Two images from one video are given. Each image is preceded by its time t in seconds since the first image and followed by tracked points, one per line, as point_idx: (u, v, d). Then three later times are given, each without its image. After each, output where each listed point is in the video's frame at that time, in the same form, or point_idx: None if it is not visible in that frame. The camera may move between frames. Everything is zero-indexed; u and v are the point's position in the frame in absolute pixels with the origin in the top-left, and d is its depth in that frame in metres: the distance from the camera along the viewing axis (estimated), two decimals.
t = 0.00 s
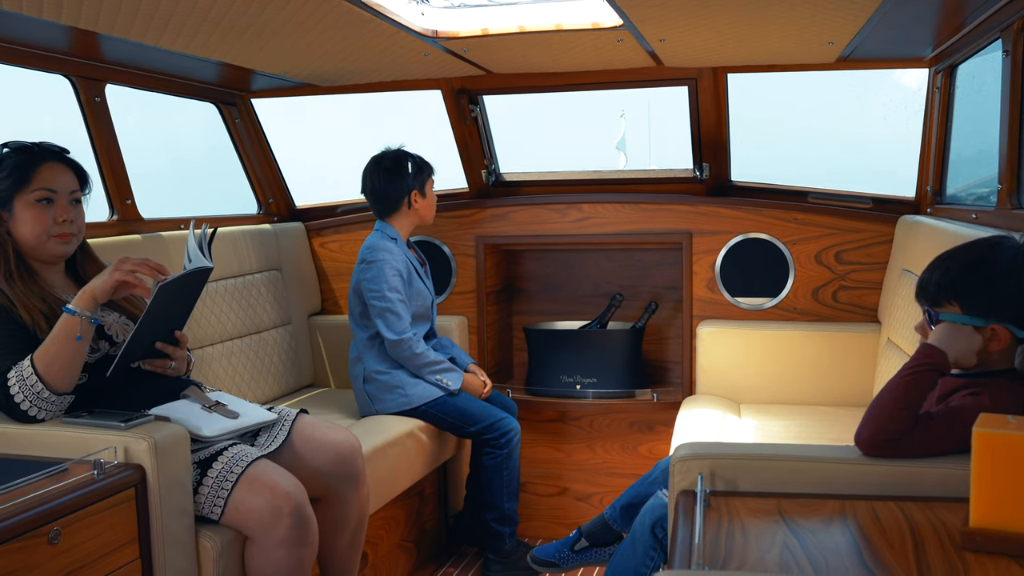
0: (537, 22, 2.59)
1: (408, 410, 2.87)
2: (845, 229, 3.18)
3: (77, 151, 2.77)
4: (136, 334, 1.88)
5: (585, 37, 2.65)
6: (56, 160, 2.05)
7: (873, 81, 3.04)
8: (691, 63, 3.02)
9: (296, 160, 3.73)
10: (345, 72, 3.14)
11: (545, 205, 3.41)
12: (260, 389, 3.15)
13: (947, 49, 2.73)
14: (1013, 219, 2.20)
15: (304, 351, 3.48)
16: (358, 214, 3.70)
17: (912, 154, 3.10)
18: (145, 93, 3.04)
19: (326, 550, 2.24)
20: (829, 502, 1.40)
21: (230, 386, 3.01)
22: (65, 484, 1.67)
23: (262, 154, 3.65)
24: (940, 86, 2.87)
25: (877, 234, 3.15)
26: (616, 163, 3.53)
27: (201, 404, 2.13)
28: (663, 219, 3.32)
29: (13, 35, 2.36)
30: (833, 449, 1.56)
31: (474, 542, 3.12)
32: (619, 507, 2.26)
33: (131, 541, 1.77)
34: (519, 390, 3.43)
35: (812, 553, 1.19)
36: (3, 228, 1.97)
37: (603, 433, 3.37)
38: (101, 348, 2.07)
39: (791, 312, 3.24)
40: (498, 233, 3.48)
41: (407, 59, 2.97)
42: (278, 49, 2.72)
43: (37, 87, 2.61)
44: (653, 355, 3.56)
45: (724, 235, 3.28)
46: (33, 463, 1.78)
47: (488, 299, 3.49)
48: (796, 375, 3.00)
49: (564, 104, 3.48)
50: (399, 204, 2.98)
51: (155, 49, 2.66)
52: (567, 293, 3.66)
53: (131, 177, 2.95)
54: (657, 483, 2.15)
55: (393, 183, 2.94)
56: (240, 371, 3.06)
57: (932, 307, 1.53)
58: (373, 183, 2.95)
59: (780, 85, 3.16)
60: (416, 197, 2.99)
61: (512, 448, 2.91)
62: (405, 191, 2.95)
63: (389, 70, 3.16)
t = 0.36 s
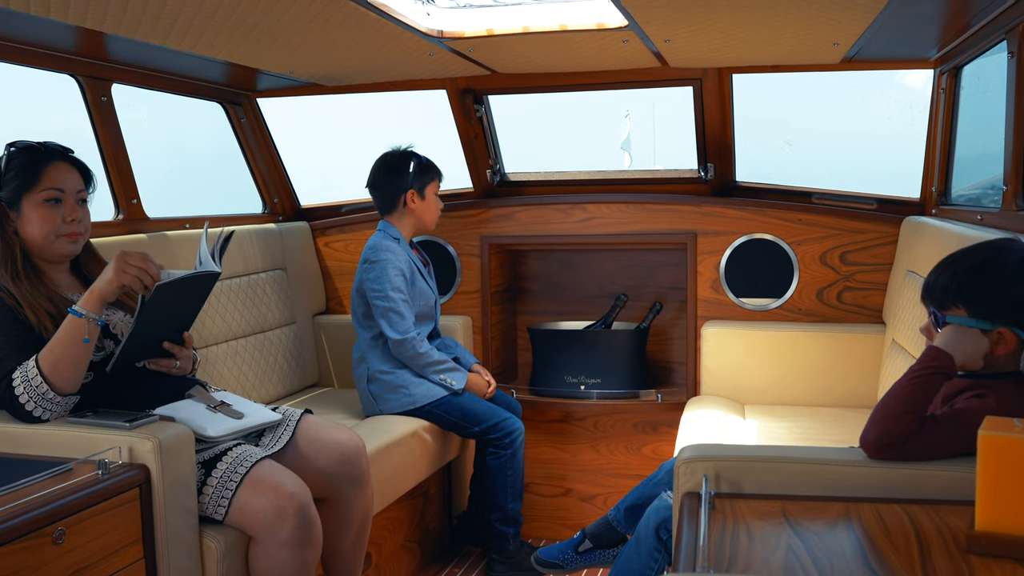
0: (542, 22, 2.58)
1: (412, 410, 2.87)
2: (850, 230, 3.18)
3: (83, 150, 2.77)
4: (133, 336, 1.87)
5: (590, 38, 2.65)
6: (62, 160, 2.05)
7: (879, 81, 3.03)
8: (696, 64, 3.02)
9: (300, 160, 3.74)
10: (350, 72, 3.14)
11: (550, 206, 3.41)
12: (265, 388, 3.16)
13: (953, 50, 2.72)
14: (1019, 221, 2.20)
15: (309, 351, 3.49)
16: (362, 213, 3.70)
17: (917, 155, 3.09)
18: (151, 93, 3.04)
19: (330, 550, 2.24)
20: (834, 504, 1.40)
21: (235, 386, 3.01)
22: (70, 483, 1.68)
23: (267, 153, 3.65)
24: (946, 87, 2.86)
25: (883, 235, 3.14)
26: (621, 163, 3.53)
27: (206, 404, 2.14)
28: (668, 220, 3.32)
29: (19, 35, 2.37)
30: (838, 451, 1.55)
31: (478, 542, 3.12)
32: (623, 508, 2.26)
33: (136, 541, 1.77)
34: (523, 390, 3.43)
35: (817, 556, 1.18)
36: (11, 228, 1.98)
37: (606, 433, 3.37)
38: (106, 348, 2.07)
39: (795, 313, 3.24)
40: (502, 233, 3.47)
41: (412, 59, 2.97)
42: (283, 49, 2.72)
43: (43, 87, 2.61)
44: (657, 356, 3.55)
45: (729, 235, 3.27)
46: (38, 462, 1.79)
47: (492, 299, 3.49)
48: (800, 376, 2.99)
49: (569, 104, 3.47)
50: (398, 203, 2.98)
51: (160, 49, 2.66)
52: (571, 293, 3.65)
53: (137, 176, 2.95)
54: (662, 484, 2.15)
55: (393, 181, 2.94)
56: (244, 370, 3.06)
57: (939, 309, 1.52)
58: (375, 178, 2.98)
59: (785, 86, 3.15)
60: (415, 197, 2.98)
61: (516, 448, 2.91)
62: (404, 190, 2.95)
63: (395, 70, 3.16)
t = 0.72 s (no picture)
0: (544, 23, 2.58)
1: (412, 410, 2.87)
2: (850, 233, 3.18)
3: (84, 148, 2.77)
4: (129, 330, 1.87)
5: (592, 39, 2.65)
6: (63, 159, 2.04)
7: (881, 85, 3.03)
8: (698, 65, 3.02)
9: (302, 159, 3.74)
10: (352, 71, 3.14)
11: (551, 206, 3.41)
12: (265, 387, 3.16)
13: (955, 53, 2.72)
14: (1019, 224, 2.19)
15: (309, 350, 3.48)
16: (363, 213, 3.70)
17: (918, 158, 3.09)
18: (152, 91, 3.04)
19: (329, 549, 2.24)
20: (834, 506, 1.40)
21: (235, 384, 3.01)
22: (68, 481, 1.68)
23: (268, 153, 3.65)
24: (948, 90, 2.86)
25: (884, 238, 3.14)
26: (622, 165, 3.52)
27: (205, 403, 2.14)
28: (669, 221, 3.32)
29: (22, 33, 2.37)
30: (839, 454, 1.55)
31: (477, 543, 3.11)
32: (622, 509, 2.25)
33: (134, 539, 1.77)
34: (523, 391, 3.43)
35: (816, 558, 1.18)
36: (11, 227, 1.98)
37: (606, 435, 3.37)
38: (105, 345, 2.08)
39: (796, 315, 3.24)
40: (503, 234, 3.47)
41: (414, 59, 2.97)
42: (285, 48, 2.72)
43: (44, 84, 2.61)
44: (657, 357, 3.55)
45: (730, 237, 3.27)
46: (37, 459, 1.78)
47: (492, 299, 3.49)
48: (800, 378, 2.99)
49: (570, 105, 3.47)
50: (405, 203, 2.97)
51: (162, 47, 2.67)
52: (571, 294, 3.65)
53: (138, 175, 2.95)
54: (661, 485, 2.14)
55: (402, 180, 2.94)
56: (244, 369, 3.06)
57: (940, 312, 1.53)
58: (384, 176, 2.97)
59: (787, 88, 3.15)
60: (422, 199, 2.97)
61: (515, 449, 2.91)
62: (412, 191, 2.95)
63: (397, 70, 3.16)
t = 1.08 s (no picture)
0: (542, 20, 2.58)
1: (411, 405, 2.86)
2: (848, 232, 3.17)
3: (81, 144, 2.76)
4: (123, 321, 1.88)
5: (590, 36, 2.64)
6: (58, 154, 2.04)
7: (879, 83, 3.03)
8: (696, 63, 3.01)
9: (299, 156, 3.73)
10: (350, 68, 3.13)
11: (548, 204, 3.41)
12: (261, 384, 3.15)
13: (953, 52, 2.72)
14: (1017, 224, 2.19)
15: (305, 347, 3.48)
16: (361, 210, 3.70)
17: (916, 157, 3.09)
18: (149, 87, 3.04)
19: (324, 546, 2.24)
20: (829, 505, 1.40)
21: (232, 381, 3.01)
22: (63, 478, 1.67)
23: (266, 149, 3.65)
24: (945, 89, 2.86)
25: (881, 237, 3.14)
26: (620, 163, 3.52)
27: (201, 399, 2.13)
28: (666, 219, 3.32)
29: (18, 28, 2.36)
30: (834, 452, 1.55)
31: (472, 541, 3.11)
32: (618, 507, 2.25)
33: (129, 535, 1.77)
34: (520, 388, 3.42)
35: (813, 555, 1.18)
36: (8, 223, 1.98)
37: (602, 432, 3.37)
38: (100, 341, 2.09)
39: (793, 314, 3.24)
40: (500, 231, 3.47)
41: (412, 55, 2.96)
42: (282, 44, 2.71)
43: (41, 79, 2.61)
44: (654, 356, 3.55)
45: (727, 236, 3.27)
46: (32, 455, 1.78)
47: (489, 297, 3.48)
48: (796, 377, 2.99)
49: (568, 103, 3.47)
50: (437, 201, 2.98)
51: (159, 43, 2.66)
52: (568, 292, 3.65)
53: (134, 171, 2.94)
54: (657, 484, 2.14)
55: (439, 176, 2.95)
56: (241, 365, 3.05)
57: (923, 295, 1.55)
58: (419, 174, 2.98)
59: (785, 86, 3.15)
60: (455, 201, 2.99)
61: (512, 447, 2.91)
62: (446, 192, 2.97)
63: (395, 67, 3.15)
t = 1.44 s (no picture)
0: (541, 26, 2.59)
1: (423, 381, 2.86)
2: (846, 237, 3.18)
3: (81, 148, 2.77)
4: (129, 322, 1.91)
5: (589, 42, 2.65)
6: (64, 155, 2.06)
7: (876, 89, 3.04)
8: (695, 69, 3.02)
9: (299, 161, 3.74)
10: (349, 72, 3.13)
11: (547, 209, 3.41)
12: (261, 389, 3.16)
13: (951, 59, 2.73)
14: (1014, 229, 2.20)
15: (304, 351, 3.48)
16: (360, 215, 3.70)
17: (913, 162, 3.10)
18: (149, 91, 3.04)
19: (323, 550, 2.24)
20: (827, 509, 1.41)
21: (231, 385, 3.01)
22: (63, 481, 1.67)
23: (265, 153, 3.66)
24: (942, 95, 2.87)
25: (879, 242, 3.15)
26: (619, 168, 3.53)
27: (200, 404, 2.13)
28: (665, 224, 3.32)
29: (19, 33, 2.37)
30: (833, 457, 1.56)
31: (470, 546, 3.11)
32: (616, 511, 2.26)
33: (129, 539, 1.77)
34: (518, 393, 3.43)
35: (810, 560, 1.19)
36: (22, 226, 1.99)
37: (601, 437, 3.37)
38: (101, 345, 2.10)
39: (791, 319, 3.24)
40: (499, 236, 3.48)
41: (412, 61, 2.97)
42: (281, 49, 2.72)
43: (41, 84, 2.62)
44: (653, 360, 3.55)
45: (725, 241, 3.28)
46: (32, 459, 1.78)
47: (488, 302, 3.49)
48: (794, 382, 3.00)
49: (567, 108, 3.47)
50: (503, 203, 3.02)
51: (160, 48, 2.66)
52: (567, 297, 3.65)
53: (134, 175, 2.95)
54: (656, 488, 2.14)
55: (509, 179, 3.00)
56: (240, 369, 3.06)
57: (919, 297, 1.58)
58: (486, 179, 3.04)
59: (783, 92, 3.16)
60: (521, 207, 3.03)
61: (512, 450, 2.91)
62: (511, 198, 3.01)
63: (394, 72, 3.16)
